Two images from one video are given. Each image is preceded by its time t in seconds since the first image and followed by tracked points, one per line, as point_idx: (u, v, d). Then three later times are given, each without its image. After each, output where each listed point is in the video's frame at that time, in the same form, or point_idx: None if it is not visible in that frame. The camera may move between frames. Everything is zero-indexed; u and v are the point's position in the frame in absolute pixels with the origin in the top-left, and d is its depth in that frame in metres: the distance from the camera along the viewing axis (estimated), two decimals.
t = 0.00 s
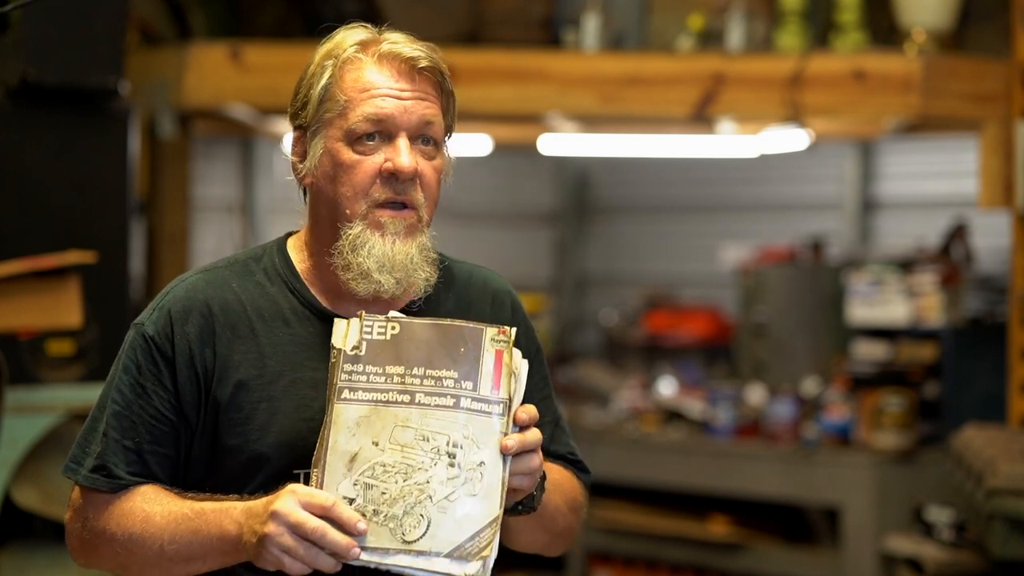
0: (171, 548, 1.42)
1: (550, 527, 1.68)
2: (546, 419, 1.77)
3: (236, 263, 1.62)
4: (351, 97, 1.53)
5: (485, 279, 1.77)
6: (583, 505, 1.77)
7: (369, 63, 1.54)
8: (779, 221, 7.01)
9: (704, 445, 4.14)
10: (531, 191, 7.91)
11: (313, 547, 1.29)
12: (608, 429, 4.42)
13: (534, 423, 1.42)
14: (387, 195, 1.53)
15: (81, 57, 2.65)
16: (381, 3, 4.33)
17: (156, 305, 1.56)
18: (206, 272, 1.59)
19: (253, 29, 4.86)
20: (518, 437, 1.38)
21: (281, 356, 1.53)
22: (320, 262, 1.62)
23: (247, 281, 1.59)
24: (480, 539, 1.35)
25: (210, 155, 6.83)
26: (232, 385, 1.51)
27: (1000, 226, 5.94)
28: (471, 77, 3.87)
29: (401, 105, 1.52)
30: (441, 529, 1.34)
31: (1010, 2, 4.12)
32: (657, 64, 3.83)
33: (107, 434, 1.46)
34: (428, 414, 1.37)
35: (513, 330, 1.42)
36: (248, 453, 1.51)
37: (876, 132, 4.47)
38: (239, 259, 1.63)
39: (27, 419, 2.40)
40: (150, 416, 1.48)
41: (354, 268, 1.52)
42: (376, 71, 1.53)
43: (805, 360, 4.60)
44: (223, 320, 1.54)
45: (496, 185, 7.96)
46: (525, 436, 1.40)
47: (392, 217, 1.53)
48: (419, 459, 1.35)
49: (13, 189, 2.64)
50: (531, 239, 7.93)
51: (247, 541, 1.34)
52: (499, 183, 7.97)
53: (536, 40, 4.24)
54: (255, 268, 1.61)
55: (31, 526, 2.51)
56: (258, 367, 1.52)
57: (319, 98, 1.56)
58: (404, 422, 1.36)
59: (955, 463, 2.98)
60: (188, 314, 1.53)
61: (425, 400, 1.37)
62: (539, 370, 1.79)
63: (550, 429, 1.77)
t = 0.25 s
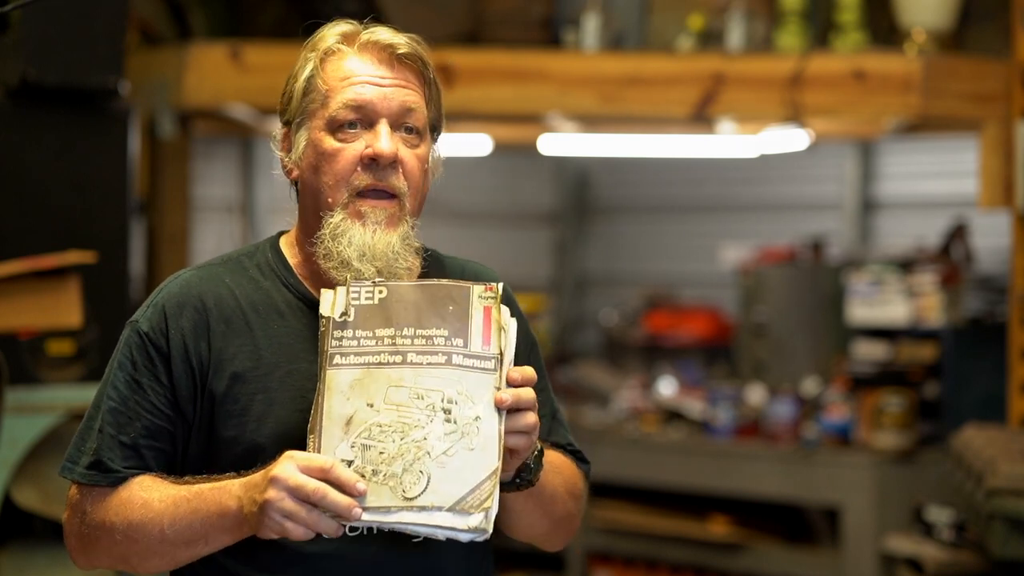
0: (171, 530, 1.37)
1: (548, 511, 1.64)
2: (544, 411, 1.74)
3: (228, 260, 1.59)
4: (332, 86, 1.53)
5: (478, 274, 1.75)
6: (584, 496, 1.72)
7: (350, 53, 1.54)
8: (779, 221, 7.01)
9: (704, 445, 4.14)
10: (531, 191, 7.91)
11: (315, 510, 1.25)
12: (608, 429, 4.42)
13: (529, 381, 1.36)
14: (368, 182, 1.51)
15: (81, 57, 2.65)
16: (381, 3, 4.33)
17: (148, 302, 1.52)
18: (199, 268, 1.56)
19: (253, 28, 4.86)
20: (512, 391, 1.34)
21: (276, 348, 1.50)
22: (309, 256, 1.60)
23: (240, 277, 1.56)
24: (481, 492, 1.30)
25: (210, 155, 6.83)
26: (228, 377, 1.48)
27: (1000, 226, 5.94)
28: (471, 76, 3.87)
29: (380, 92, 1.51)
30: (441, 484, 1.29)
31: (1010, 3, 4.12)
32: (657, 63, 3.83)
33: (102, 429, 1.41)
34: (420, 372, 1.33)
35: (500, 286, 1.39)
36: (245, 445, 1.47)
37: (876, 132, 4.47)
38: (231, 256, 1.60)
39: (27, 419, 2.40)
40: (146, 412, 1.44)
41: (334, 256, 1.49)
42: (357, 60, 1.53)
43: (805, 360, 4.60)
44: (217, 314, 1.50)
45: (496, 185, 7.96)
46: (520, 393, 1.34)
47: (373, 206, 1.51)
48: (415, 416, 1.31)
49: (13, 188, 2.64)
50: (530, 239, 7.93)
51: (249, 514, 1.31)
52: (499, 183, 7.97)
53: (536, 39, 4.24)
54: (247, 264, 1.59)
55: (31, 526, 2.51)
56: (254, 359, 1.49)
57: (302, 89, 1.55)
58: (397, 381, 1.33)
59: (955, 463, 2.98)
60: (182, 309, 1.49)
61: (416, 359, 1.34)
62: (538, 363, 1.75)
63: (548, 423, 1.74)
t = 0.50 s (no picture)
0: (170, 529, 1.37)
1: (551, 506, 1.63)
2: (544, 409, 1.73)
3: (226, 261, 1.59)
4: (325, 83, 1.53)
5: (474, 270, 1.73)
6: (586, 493, 1.72)
7: (343, 50, 1.54)
8: (779, 222, 7.01)
9: (704, 445, 4.13)
10: (531, 191, 7.91)
11: (312, 501, 1.25)
12: (608, 429, 4.42)
13: (523, 370, 1.36)
14: (361, 178, 1.50)
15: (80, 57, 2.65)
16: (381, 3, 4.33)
17: (146, 304, 1.52)
18: (196, 270, 1.56)
19: (253, 28, 4.86)
20: (507, 379, 1.34)
21: (274, 346, 1.50)
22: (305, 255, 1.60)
23: (238, 277, 1.56)
24: (477, 480, 1.30)
25: (210, 155, 6.83)
26: (226, 375, 1.47)
27: (1000, 226, 5.94)
28: (471, 76, 3.87)
29: (373, 88, 1.51)
30: (438, 473, 1.29)
31: (1010, 3, 4.12)
32: (657, 63, 3.83)
33: (101, 431, 1.41)
34: (414, 363, 1.33)
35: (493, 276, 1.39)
36: (244, 442, 1.47)
37: (876, 132, 4.47)
38: (228, 258, 1.60)
39: (27, 419, 2.40)
40: (144, 413, 1.44)
41: (328, 253, 1.49)
42: (349, 57, 1.53)
43: (805, 360, 4.60)
44: (215, 313, 1.50)
45: (496, 185, 7.96)
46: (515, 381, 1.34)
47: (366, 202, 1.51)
48: (410, 406, 1.31)
49: (13, 189, 2.64)
50: (530, 239, 7.93)
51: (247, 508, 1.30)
52: (499, 183, 7.97)
53: (536, 40, 4.24)
54: (245, 265, 1.59)
55: (31, 526, 2.51)
56: (252, 357, 1.49)
57: (295, 88, 1.55)
58: (391, 372, 1.33)
59: (955, 463, 2.98)
60: (180, 310, 1.49)
61: (411, 350, 1.34)
62: (536, 360, 1.75)
63: (549, 419, 1.73)
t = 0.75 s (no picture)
0: (171, 526, 1.37)
1: (554, 506, 1.63)
2: (546, 410, 1.73)
3: (228, 262, 1.59)
4: (327, 82, 1.53)
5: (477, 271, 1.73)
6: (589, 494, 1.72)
7: (345, 49, 1.54)
8: (779, 222, 7.01)
9: (704, 445, 4.13)
10: (531, 191, 7.91)
11: (312, 497, 1.25)
12: (608, 429, 4.42)
13: (523, 364, 1.37)
14: (363, 176, 1.50)
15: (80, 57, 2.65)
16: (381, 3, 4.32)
17: (148, 305, 1.52)
18: (199, 270, 1.56)
19: (253, 28, 4.86)
20: (506, 373, 1.34)
21: (276, 344, 1.50)
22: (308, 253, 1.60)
23: (240, 277, 1.56)
24: (477, 474, 1.30)
25: (210, 155, 6.83)
26: (228, 374, 1.47)
27: (1000, 226, 5.94)
28: (471, 76, 3.87)
29: (375, 87, 1.51)
30: (438, 467, 1.29)
31: (1010, 3, 4.12)
32: (657, 63, 3.83)
33: (102, 430, 1.42)
34: (414, 357, 1.33)
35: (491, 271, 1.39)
36: (245, 441, 1.47)
37: (876, 132, 4.47)
38: (231, 258, 1.60)
39: (27, 419, 2.40)
40: (145, 412, 1.44)
41: (329, 250, 1.48)
42: (352, 56, 1.53)
43: (805, 360, 4.60)
44: (216, 313, 1.50)
45: (496, 185, 7.96)
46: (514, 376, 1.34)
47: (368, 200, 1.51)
48: (409, 401, 1.31)
49: (13, 189, 2.64)
50: (530, 239, 7.93)
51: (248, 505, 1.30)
52: (499, 183, 7.97)
53: (536, 39, 4.24)
54: (247, 265, 1.59)
55: (32, 526, 2.51)
56: (254, 356, 1.48)
57: (297, 87, 1.55)
58: (391, 367, 1.33)
59: (955, 463, 2.98)
60: (181, 309, 1.49)
61: (410, 345, 1.34)
62: (539, 361, 1.75)
63: (551, 420, 1.73)
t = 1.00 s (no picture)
0: (174, 524, 1.37)
1: (557, 506, 1.63)
2: (549, 409, 1.73)
3: (232, 261, 1.59)
4: (332, 80, 1.53)
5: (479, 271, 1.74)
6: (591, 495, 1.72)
7: (350, 48, 1.54)
8: (779, 222, 7.01)
9: (704, 445, 4.13)
10: (531, 191, 7.91)
11: (316, 494, 1.24)
12: (608, 429, 4.42)
13: (523, 358, 1.37)
14: (367, 172, 1.50)
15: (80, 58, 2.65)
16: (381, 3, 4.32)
17: (152, 303, 1.52)
18: (202, 269, 1.56)
19: (253, 28, 4.86)
20: (507, 368, 1.34)
21: (279, 344, 1.50)
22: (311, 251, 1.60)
23: (243, 276, 1.56)
24: (482, 468, 1.30)
25: (211, 155, 6.83)
26: (231, 373, 1.47)
27: (1000, 226, 5.94)
28: (471, 76, 3.87)
29: (380, 85, 1.51)
30: (442, 462, 1.29)
31: (1010, 4, 4.12)
32: (657, 63, 3.83)
33: (106, 429, 1.42)
34: (415, 353, 1.33)
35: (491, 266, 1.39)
36: (249, 440, 1.47)
37: (876, 132, 4.47)
38: (234, 258, 1.60)
39: (27, 419, 2.40)
40: (148, 411, 1.44)
41: (332, 247, 1.47)
42: (357, 55, 1.53)
43: (805, 360, 4.60)
44: (219, 312, 1.50)
45: (496, 185, 7.97)
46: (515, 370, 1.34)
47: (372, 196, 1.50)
48: (412, 397, 1.31)
49: (13, 189, 2.64)
50: (530, 239, 7.93)
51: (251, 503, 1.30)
52: (499, 183, 7.97)
53: (536, 39, 4.24)
54: (251, 264, 1.59)
55: (32, 526, 2.51)
56: (257, 355, 1.49)
57: (302, 85, 1.56)
58: (392, 363, 1.32)
59: (955, 463, 2.98)
60: (184, 309, 1.49)
61: (411, 340, 1.34)
62: (541, 361, 1.75)
63: (555, 421, 1.73)
